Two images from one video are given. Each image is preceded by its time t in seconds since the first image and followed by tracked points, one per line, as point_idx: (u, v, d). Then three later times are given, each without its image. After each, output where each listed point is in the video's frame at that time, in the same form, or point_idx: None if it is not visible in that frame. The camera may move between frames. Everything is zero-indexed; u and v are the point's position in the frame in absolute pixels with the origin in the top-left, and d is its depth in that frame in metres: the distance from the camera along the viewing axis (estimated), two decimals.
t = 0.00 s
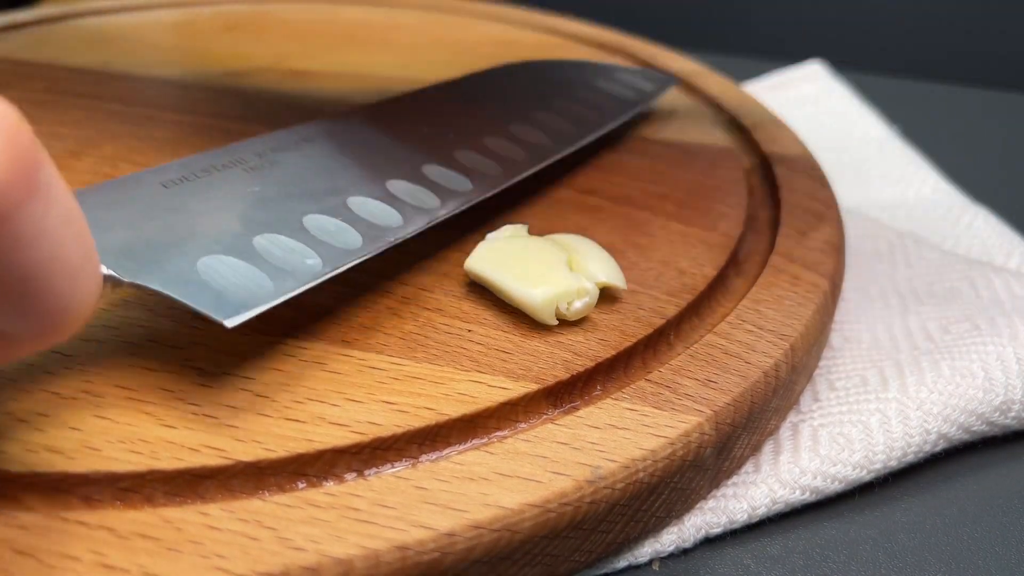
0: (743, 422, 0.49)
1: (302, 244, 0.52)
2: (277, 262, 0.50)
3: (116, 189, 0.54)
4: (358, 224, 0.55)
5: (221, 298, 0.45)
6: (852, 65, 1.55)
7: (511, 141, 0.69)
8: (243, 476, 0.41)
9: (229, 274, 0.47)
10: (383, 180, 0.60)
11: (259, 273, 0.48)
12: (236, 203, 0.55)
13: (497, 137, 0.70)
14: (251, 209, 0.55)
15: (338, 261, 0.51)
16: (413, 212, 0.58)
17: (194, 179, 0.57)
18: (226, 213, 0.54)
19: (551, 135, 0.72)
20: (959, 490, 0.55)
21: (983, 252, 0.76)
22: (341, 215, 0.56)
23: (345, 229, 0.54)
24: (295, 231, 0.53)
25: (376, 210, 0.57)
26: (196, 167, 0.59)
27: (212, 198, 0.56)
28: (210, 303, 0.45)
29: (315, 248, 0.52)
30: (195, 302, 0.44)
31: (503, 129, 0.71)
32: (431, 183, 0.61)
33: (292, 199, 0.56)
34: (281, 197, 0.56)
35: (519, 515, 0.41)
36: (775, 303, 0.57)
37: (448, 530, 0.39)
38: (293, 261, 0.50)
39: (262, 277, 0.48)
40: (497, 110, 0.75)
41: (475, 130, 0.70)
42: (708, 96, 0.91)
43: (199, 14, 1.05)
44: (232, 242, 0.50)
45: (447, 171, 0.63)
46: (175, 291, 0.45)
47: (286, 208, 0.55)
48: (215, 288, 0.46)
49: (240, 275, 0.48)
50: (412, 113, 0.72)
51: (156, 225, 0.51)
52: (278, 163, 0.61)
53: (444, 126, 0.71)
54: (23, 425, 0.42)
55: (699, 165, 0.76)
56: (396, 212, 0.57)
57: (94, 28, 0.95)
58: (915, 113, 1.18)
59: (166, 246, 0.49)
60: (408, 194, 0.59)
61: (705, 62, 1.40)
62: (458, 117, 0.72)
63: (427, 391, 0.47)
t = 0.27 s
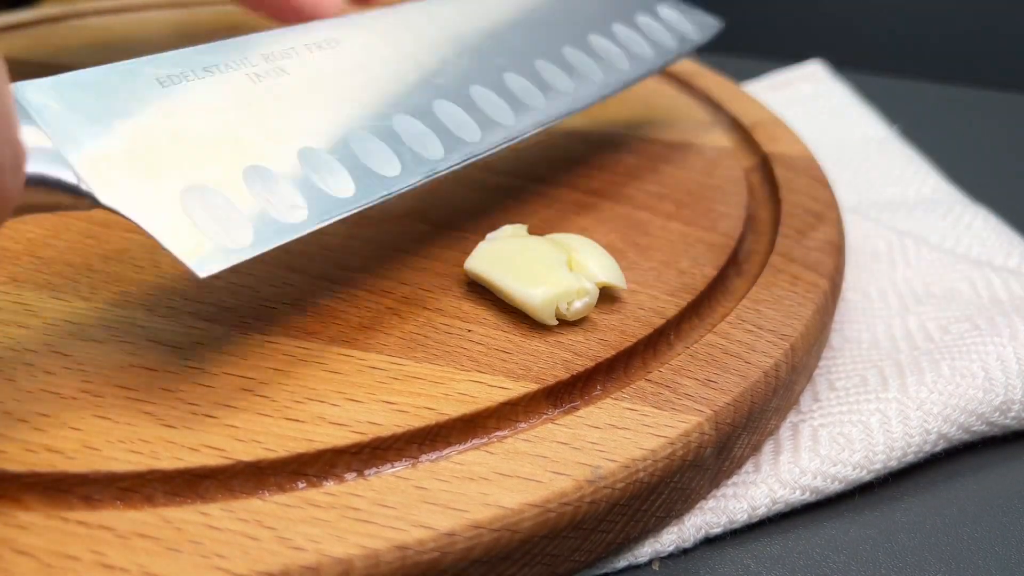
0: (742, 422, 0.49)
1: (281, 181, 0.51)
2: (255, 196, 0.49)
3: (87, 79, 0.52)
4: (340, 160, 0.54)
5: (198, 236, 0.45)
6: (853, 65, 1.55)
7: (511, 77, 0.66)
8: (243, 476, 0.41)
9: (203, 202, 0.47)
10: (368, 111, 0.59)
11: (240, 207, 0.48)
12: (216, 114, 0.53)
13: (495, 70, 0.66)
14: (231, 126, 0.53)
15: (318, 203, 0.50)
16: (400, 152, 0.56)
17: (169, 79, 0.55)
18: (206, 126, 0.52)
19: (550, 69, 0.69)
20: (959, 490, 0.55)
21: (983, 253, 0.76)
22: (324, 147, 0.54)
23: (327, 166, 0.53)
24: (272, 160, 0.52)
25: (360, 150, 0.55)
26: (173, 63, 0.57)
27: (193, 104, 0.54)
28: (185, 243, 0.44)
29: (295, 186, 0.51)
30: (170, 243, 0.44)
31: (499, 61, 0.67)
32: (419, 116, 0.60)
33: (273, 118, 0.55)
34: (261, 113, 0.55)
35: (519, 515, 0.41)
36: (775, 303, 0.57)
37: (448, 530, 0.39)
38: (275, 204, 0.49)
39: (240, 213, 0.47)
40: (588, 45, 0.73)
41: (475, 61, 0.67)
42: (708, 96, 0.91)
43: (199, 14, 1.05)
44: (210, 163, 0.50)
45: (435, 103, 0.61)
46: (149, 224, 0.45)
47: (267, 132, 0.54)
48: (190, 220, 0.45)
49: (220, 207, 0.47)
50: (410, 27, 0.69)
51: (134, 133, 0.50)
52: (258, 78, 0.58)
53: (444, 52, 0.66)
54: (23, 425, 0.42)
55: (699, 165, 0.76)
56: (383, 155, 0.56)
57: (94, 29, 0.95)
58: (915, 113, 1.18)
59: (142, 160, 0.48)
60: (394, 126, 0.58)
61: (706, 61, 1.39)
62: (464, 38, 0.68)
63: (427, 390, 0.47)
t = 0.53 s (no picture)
0: (742, 422, 0.49)
1: (287, 159, 0.49)
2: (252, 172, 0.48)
3: None
4: (344, 138, 0.52)
5: (190, 222, 0.44)
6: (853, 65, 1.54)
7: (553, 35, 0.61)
8: (243, 476, 0.41)
9: (200, 179, 0.45)
10: (391, 56, 0.55)
11: (235, 184, 0.47)
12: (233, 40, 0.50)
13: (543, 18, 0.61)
14: (245, 57, 0.50)
15: (314, 203, 0.50)
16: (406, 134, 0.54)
17: None
18: (219, 58, 0.49)
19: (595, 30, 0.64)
20: (959, 491, 0.55)
21: (983, 252, 0.76)
22: (331, 108, 0.52)
23: (334, 133, 0.51)
24: (276, 120, 0.49)
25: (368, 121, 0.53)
26: None
27: (210, 6, 0.49)
28: (178, 238, 0.43)
29: (296, 168, 0.50)
30: (162, 230, 0.43)
31: (548, 11, 0.62)
32: (434, 78, 0.56)
33: (289, 57, 0.51)
34: (278, 48, 0.51)
35: (519, 515, 0.41)
36: (775, 303, 0.57)
37: (448, 530, 0.39)
38: (274, 188, 0.48)
39: (239, 200, 0.47)
40: None
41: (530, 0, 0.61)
42: (708, 96, 0.91)
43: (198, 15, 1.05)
44: (217, 115, 0.47)
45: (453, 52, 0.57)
46: (141, 192, 0.43)
47: (279, 83, 0.50)
48: (186, 197, 0.44)
49: (218, 184, 0.46)
50: None
51: (146, 36, 0.46)
52: None
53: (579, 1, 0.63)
54: (23, 425, 0.42)
55: (699, 165, 0.76)
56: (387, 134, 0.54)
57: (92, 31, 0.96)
58: (915, 113, 1.18)
59: (147, 99, 0.46)
60: (405, 88, 0.55)
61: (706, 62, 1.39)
62: None
63: (427, 390, 0.47)
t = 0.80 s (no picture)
0: (743, 422, 0.49)
1: (245, 233, 0.40)
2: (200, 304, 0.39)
3: None
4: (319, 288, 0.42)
5: (119, 356, 0.38)
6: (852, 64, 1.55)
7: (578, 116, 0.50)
8: (242, 476, 0.42)
9: (139, 304, 0.38)
10: (399, 147, 0.44)
11: (181, 313, 0.39)
12: (231, 75, 0.39)
13: (586, 110, 0.50)
14: (216, 145, 0.39)
15: (269, 338, 0.41)
16: (389, 202, 0.44)
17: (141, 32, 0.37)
18: (205, 84, 0.38)
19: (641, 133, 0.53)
20: (959, 491, 0.55)
21: (982, 252, 0.76)
22: (296, 217, 0.41)
23: (286, 262, 0.41)
24: (226, 191, 0.39)
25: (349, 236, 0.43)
26: None
27: (191, 53, 0.38)
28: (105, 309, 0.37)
29: (249, 277, 0.40)
30: (82, 360, 0.37)
31: (588, 114, 0.50)
32: (440, 190, 0.45)
33: (290, 106, 0.40)
34: (284, 91, 0.40)
35: (519, 515, 0.41)
36: (775, 303, 0.57)
37: (448, 530, 0.39)
38: (225, 322, 0.40)
39: (176, 264, 0.38)
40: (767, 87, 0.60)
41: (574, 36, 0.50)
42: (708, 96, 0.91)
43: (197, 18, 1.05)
44: (178, 154, 0.38)
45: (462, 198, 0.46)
46: (67, 316, 0.36)
47: (266, 117, 0.40)
48: (118, 321, 0.37)
49: (159, 318, 0.38)
50: None
51: (80, 104, 0.36)
52: (440, 56, 0.45)
53: (648, 46, 0.53)
54: (22, 425, 0.42)
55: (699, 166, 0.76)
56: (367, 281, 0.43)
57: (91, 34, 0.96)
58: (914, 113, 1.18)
59: (71, 116, 0.36)
60: (403, 205, 0.44)
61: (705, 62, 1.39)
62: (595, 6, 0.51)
63: (427, 390, 0.47)
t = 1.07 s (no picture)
0: (743, 423, 0.49)
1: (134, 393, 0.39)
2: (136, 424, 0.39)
3: None
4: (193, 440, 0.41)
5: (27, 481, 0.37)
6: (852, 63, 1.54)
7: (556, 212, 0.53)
8: (242, 476, 0.42)
9: (76, 427, 0.38)
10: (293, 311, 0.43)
11: (99, 431, 0.38)
12: (136, 198, 0.39)
13: (559, 167, 0.54)
14: (160, 265, 0.39)
15: (150, 472, 0.40)
16: (283, 354, 0.43)
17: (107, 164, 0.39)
18: (113, 206, 0.38)
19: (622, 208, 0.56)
20: (959, 491, 0.55)
21: (983, 251, 0.76)
22: (188, 383, 0.40)
23: (189, 399, 0.41)
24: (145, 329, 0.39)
25: (254, 399, 0.42)
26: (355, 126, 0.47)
27: (137, 205, 0.39)
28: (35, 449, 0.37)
29: (139, 429, 0.40)
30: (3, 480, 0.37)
31: (535, 189, 0.52)
32: (382, 317, 0.46)
33: (190, 238, 0.40)
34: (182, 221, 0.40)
35: (519, 515, 0.41)
36: (775, 304, 0.57)
37: (448, 530, 0.39)
38: (104, 452, 0.39)
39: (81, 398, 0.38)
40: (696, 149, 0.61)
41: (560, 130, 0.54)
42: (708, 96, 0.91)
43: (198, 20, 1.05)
44: (113, 323, 0.38)
45: (403, 273, 0.47)
46: None
47: (168, 283, 0.40)
48: (63, 437, 0.37)
49: (117, 423, 0.39)
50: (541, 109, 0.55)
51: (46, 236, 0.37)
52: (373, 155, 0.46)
53: (619, 131, 0.57)
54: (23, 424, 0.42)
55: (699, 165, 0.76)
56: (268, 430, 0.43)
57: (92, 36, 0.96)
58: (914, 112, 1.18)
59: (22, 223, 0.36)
60: (286, 348, 0.43)
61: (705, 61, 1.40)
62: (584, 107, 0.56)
63: (427, 390, 0.47)
